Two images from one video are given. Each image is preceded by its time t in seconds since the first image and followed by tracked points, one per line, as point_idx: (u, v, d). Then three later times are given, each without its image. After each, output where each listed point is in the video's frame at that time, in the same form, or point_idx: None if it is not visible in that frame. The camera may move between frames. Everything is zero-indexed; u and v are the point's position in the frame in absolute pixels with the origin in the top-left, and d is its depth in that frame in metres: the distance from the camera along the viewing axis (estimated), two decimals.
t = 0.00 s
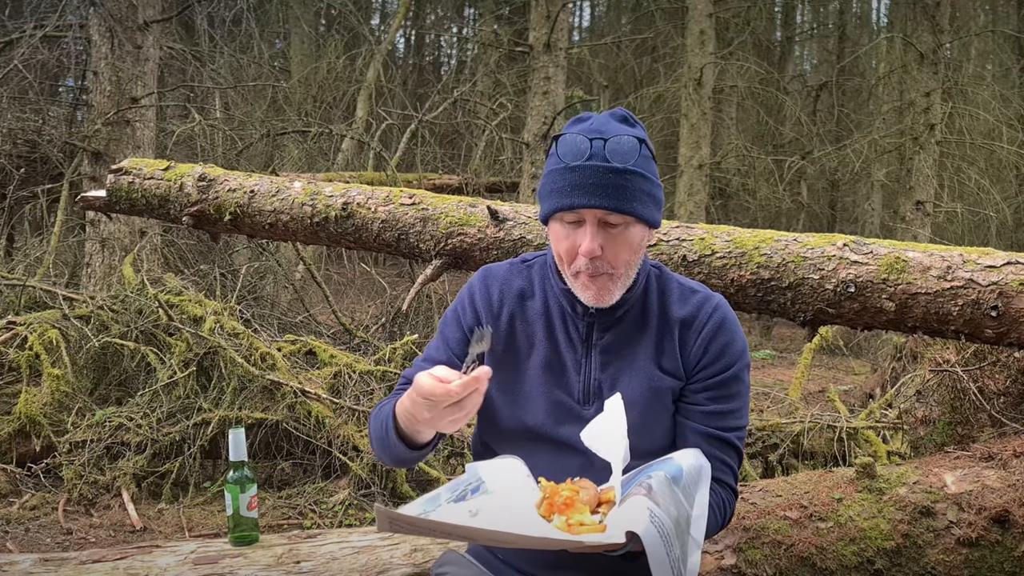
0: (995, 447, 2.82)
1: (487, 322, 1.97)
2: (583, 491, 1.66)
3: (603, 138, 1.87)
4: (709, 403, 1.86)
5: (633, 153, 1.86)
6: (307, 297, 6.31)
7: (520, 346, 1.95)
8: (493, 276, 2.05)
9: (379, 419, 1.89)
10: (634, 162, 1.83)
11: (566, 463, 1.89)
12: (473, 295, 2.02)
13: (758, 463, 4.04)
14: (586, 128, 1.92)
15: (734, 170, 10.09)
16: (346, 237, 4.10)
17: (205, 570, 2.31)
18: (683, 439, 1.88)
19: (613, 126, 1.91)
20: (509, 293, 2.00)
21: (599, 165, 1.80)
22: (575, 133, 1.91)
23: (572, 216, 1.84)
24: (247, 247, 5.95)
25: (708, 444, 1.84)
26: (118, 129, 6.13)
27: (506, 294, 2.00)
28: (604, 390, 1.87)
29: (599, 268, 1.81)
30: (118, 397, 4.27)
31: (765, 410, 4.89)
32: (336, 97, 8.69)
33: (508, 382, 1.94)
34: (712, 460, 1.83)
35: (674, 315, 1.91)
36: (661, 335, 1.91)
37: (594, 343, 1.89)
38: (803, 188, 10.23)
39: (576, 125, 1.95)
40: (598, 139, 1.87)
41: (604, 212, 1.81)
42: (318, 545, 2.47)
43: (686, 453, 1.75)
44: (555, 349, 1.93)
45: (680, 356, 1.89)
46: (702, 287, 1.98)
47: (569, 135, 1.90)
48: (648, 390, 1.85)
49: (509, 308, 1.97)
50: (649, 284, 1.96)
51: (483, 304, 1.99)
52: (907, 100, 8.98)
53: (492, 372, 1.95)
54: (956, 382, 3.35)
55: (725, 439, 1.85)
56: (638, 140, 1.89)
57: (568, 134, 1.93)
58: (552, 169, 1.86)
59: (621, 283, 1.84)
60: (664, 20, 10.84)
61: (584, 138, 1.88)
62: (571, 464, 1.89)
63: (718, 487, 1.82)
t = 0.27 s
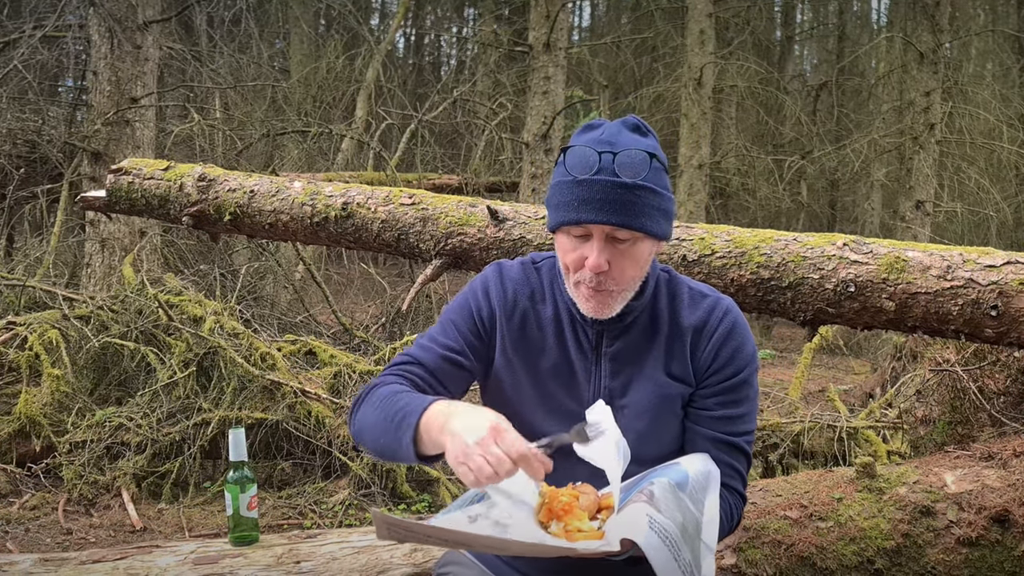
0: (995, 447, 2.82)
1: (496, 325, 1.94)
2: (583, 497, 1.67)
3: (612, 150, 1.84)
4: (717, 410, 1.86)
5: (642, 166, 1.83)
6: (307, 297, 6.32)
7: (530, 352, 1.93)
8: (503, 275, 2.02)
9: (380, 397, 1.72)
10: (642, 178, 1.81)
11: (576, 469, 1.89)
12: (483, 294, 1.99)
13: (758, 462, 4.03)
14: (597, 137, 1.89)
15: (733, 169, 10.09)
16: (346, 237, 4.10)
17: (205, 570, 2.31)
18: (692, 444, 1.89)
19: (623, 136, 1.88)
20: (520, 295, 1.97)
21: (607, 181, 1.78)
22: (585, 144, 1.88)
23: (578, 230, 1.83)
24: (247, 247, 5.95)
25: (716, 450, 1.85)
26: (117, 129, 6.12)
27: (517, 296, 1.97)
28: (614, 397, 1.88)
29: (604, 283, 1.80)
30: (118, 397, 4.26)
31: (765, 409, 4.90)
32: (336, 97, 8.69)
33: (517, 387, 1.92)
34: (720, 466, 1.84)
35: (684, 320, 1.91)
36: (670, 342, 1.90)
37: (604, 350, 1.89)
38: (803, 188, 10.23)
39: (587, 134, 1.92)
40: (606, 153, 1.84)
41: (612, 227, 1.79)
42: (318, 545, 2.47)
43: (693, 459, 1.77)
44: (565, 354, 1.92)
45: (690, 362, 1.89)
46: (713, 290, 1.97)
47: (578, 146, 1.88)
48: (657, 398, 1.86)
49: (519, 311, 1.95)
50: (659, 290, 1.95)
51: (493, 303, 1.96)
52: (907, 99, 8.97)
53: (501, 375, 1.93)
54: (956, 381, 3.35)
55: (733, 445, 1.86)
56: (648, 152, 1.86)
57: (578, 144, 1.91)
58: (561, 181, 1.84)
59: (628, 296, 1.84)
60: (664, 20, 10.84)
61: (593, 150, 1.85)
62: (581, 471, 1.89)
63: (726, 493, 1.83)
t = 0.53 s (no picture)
0: (995, 447, 2.82)
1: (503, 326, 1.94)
2: (586, 503, 1.65)
3: (619, 151, 1.85)
4: (722, 412, 1.87)
5: (649, 167, 1.84)
6: (308, 297, 6.32)
7: (536, 353, 1.92)
8: (509, 275, 2.01)
9: (395, 396, 1.69)
10: (649, 178, 1.81)
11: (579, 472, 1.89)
12: (489, 294, 1.98)
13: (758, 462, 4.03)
14: (603, 138, 1.90)
15: (733, 169, 10.10)
16: (346, 237, 4.10)
17: (206, 570, 2.31)
18: (695, 447, 1.90)
19: (630, 137, 1.89)
20: (526, 296, 1.97)
21: (614, 182, 1.78)
22: (591, 146, 1.89)
23: (583, 231, 1.83)
24: (247, 247, 5.95)
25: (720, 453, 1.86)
26: (118, 129, 6.12)
27: (523, 297, 1.97)
28: (619, 401, 1.87)
29: (611, 285, 1.80)
30: (118, 396, 4.26)
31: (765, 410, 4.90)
32: (336, 97, 8.69)
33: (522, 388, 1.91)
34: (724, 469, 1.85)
35: (689, 324, 1.91)
36: (676, 345, 1.90)
37: (608, 353, 1.89)
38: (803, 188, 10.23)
39: (593, 135, 1.93)
40: (613, 153, 1.84)
41: (617, 228, 1.80)
42: (318, 545, 2.47)
43: (695, 461, 1.78)
44: (570, 357, 1.91)
45: (694, 365, 1.89)
46: (718, 294, 1.97)
47: (584, 148, 1.89)
48: (662, 401, 1.86)
49: (525, 312, 1.95)
50: (664, 292, 1.96)
51: (500, 304, 1.96)
52: (907, 99, 8.97)
53: (506, 376, 1.92)
54: (956, 381, 3.35)
55: (736, 448, 1.87)
56: (655, 154, 1.87)
57: (585, 145, 1.91)
58: (567, 183, 1.85)
59: (636, 298, 1.83)
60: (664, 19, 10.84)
61: (600, 152, 1.86)
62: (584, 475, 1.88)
63: (729, 496, 1.85)
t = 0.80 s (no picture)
0: (995, 447, 2.83)
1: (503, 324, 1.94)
2: (589, 502, 1.63)
3: (620, 145, 1.85)
4: (722, 413, 1.87)
5: (650, 161, 1.84)
6: (308, 297, 6.32)
7: (536, 352, 1.93)
8: (510, 274, 2.01)
9: (389, 400, 1.69)
10: (651, 172, 1.82)
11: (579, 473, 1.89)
12: (489, 294, 1.98)
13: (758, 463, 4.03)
14: (605, 134, 1.91)
15: (734, 170, 10.10)
16: (346, 238, 4.10)
17: (206, 571, 2.31)
18: (696, 447, 1.90)
19: (632, 132, 1.89)
20: (527, 295, 1.97)
21: (614, 174, 1.79)
22: (592, 140, 1.89)
23: (584, 224, 1.83)
24: (247, 247, 5.95)
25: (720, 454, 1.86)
26: (118, 130, 6.12)
27: (524, 296, 1.97)
28: (619, 400, 1.87)
29: (612, 277, 1.80)
30: (118, 397, 4.27)
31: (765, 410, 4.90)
32: (336, 97, 8.70)
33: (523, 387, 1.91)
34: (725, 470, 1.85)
35: (690, 324, 1.91)
36: (677, 345, 1.90)
37: (610, 352, 1.89)
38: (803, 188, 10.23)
39: (595, 131, 1.94)
40: (615, 147, 1.85)
41: (618, 221, 1.80)
42: (318, 545, 2.47)
43: (694, 462, 1.78)
44: (571, 357, 1.92)
45: (696, 365, 1.89)
46: (719, 294, 1.97)
47: (586, 141, 1.89)
48: (663, 401, 1.86)
49: (526, 311, 1.95)
50: (665, 292, 1.96)
51: (500, 303, 1.96)
52: (908, 99, 8.97)
53: (507, 375, 1.92)
54: (956, 382, 3.35)
55: (737, 448, 1.87)
56: (656, 148, 1.87)
57: (586, 139, 1.91)
58: (568, 176, 1.85)
59: (637, 291, 1.83)
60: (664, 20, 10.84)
61: (601, 145, 1.86)
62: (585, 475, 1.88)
63: (730, 496, 1.85)
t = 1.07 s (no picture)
0: (995, 447, 2.83)
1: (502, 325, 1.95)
2: (594, 506, 1.68)
3: (624, 143, 1.86)
4: (723, 413, 1.88)
5: (653, 159, 1.85)
6: (308, 297, 6.32)
7: (536, 354, 1.93)
8: (509, 276, 2.02)
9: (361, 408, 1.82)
10: (654, 170, 1.82)
11: (579, 474, 1.87)
12: (488, 295, 2.00)
13: (758, 463, 4.03)
14: (608, 133, 1.91)
15: (734, 169, 10.09)
16: (346, 238, 4.10)
17: (206, 571, 2.31)
18: (697, 447, 1.90)
19: (634, 132, 1.90)
20: (526, 296, 1.98)
21: (618, 170, 1.79)
22: (595, 139, 1.90)
23: (587, 221, 1.83)
24: (247, 247, 5.94)
25: (722, 455, 1.86)
26: (118, 130, 6.12)
27: (524, 296, 1.98)
28: (620, 400, 1.87)
29: (615, 275, 1.80)
30: (118, 397, 4.27)
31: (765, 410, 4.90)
32: (336, 97, 8.69)
33: (523, 387, 1.92)
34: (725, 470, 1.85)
35: (691, 324, 1.91)
36: (678, 345, 1.90)
37: (611, 352, 1.88)
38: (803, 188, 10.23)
39: (598, 130, 1.94)
40: (618, 145, 1.85)
41: (621, 218, 1.80)
42: (319, 545, 2.47)
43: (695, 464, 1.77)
44: (572, 357, 1.92)
45: (697, 365, 1.89)
46: (720, 294, 1.98)
47: (590, 139, 1.89)
48: (663, 402, 1.85)
49: (526, 311, 1.96)
50: (666, 292, 1.96)
51: (499, 305, 1.97)
52: (908, 99, 8.96)
53: (510, 376, 1.92)
54: (956, 382, 3.35)
55: (737, 449, 1.88)
56: (659, 147, 1.87)
57: (588, 138, 1.92)
58: (572, 173, 1.85)
59: (638, 289, 1.82)
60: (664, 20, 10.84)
61: (604, 143, 1.86)
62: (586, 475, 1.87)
63: (730, 497, 1.85)
